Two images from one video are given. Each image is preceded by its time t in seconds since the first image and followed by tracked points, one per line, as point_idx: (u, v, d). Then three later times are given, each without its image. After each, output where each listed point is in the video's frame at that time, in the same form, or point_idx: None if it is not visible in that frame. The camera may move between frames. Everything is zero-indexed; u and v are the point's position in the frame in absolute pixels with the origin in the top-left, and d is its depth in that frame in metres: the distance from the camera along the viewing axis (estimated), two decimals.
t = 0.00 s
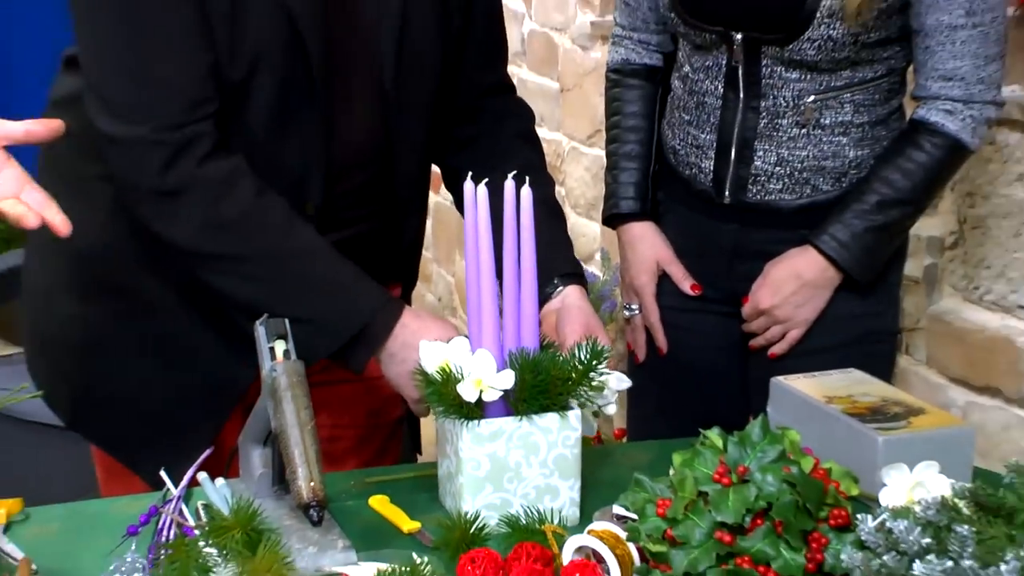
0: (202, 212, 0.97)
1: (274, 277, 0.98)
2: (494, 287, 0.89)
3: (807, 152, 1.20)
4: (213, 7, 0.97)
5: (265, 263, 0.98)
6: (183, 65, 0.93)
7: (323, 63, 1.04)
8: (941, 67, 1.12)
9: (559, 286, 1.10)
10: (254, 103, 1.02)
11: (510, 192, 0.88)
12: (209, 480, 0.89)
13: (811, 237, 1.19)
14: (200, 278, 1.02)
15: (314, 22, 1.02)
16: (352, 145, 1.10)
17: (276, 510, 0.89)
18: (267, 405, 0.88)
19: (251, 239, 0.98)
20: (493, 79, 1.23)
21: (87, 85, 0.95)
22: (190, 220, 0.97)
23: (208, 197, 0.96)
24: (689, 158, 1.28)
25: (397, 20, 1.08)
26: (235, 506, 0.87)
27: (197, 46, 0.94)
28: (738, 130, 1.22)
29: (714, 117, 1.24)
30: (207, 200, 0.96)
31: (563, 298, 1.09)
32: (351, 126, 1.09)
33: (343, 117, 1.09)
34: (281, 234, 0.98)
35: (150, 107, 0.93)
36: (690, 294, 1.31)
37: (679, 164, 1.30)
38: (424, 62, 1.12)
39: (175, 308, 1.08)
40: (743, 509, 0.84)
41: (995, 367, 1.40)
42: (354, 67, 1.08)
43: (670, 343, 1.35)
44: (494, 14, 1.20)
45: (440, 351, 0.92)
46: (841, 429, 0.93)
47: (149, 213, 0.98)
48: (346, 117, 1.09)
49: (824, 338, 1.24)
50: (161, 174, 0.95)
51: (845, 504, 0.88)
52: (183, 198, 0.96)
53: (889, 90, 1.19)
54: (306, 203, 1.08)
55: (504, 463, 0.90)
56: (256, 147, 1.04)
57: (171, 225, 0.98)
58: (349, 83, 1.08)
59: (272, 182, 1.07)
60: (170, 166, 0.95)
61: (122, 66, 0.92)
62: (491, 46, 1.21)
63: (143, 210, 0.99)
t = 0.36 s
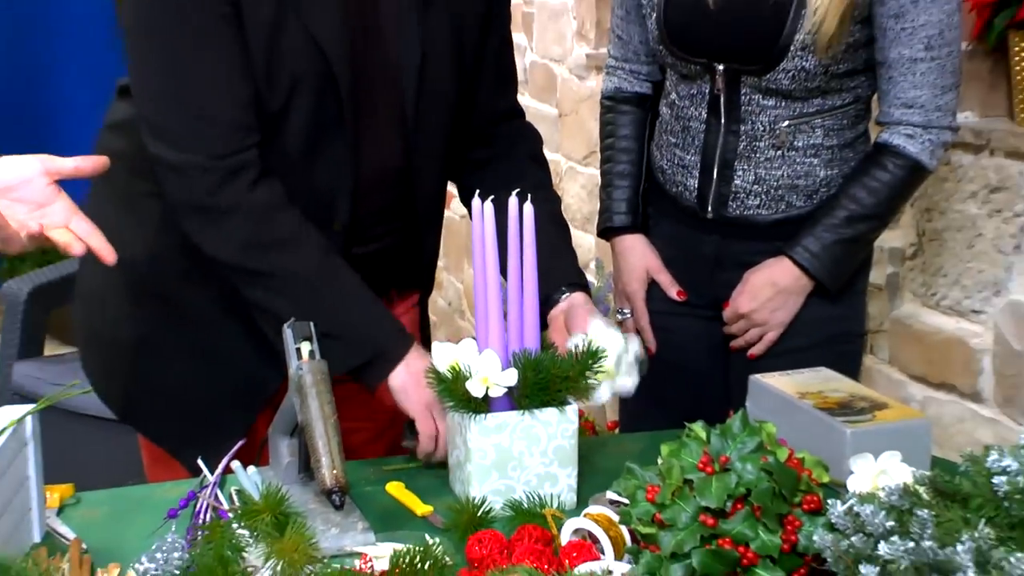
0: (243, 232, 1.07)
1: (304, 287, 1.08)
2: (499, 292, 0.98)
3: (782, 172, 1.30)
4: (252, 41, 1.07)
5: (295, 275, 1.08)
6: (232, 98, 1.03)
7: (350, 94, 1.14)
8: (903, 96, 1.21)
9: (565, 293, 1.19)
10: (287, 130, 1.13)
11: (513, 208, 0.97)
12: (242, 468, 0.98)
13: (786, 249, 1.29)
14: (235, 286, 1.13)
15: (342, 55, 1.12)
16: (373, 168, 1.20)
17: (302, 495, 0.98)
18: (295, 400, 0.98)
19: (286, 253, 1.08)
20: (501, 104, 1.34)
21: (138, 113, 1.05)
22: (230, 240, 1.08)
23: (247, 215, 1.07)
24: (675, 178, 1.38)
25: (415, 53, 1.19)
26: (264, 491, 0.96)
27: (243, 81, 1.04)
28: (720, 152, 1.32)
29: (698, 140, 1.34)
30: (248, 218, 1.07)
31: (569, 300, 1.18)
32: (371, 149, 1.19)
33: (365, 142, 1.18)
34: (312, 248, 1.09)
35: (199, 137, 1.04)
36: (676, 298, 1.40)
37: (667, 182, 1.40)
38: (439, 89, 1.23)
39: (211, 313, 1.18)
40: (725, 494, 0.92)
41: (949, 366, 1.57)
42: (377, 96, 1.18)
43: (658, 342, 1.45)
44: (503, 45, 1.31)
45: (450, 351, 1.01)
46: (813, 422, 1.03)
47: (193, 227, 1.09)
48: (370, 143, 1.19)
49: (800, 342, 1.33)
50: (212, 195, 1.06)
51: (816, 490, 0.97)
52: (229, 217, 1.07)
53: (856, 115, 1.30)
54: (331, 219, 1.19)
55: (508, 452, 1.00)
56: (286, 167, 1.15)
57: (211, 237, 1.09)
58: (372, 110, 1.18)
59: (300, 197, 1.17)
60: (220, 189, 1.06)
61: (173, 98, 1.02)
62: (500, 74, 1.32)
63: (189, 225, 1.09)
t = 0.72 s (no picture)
0: (271, 255, 1.18)
1: (322, 299, 1.18)
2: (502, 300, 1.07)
3: (762, 194, 1.40)
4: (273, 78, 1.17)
5: (319, 287, 1.19)
6: (253, 132, 1.13)
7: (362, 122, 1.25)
8: (870, 125, 1.32)
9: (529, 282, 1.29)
10: (308, 157, 1.24)
11: (515, 227, 1.06)
12: (270, 462, 1.08)
13: (765, 264, 1.39)
14: (258, 298, 1.23)
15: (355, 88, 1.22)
16: (386, 188, 1.31)
17: (324, 487, 1.08)
18: (318, 400, 1.07)
19: (304, 278, 1.20)
20: (500, 125, 1.44)
21: (171, 144, 1.15)
22: (266, 263, 1.19)
23: (271, 233, 1.18)
24: (663, 199, 1.49)
25: (424, 82, 1.30)
26: (291, 483, 1.06)
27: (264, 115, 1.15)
28: (705, 175, 1.42)
29: (685, 164, 1.45)
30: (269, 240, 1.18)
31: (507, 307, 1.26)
32: (380, 169, 1.30)
33: (375, 164, 1.29)
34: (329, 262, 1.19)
35: (228, 165, 1.14)
36: (665, 309, 1.51)
37: (656, 203, 1.51)
38: (444, 114, 1.33)
39: (236, 323, 1.28)
40: (708, 487, 1.02)
41: (911, 370, 1.78)
42: (385, 121, 1.29)
43: (649, 349, 1.55)
44: (500, 70, 1.42)
45: (458, 356, 1.10)
46: (788, 421, 1.13)
47: (216, 247, 1.19)
48: (382, 166, 1.30)
49: (780, 350, 1.44)
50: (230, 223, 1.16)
51: (791, 483, 1.07)
52: (246, 241, 1.18)
53: (828, 142, 1.41)
54: (343, 234, 1.29)
55: (511, 448, 1.09)
56: (306, 191, 1.24)
57: (240, 258, 1.19)
58: (382, 134, 1.29)
59: (316, 219, 1.27)
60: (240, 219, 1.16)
61: (202, 132, 1.12)
62: (499, 98, 1.43)
63: (214, 247, 1.20)
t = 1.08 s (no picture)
0: (267, 257, 1.31)
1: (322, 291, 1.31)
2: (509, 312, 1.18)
3: (748, 217, 1.51)
4: (259, 98, 1.32)
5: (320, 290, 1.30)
6: (228, 143, 1.30)
7: (346, 145, 1.36)
8: (845, 154, 1.44)
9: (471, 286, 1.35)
10: (293, 173, 1.36)
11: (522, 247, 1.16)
12: (297, 461, 1.18)
13: (751, 281, 1.50)
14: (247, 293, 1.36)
15: (338, 109, 1.34)
16: (384, 204, 1.42)
17: (346, 484, 1.18)
18: (341, 404, 1.18)
19: (258, 245, 1.31)
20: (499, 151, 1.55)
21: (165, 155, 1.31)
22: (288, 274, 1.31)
23: (242, 232, 1.31)
24: (657, 221, 1.60)
25: (415, 106, 1.41)
26: (317, 480, 1.16)
27: (242, 127, 1.31)
28: (695, 200, 1.53)
29: (677, 189, 1.55)
30: (271, 245, 1.31)
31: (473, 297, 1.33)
32: (370, 187, 1.40)
33: (366, 181, 1.40)
34: (345, 275, 1.29)
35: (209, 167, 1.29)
36: (658, 321, 1.61)
37: (651, 225, 1.62)
38: (435, 135, 1.44)
39: (262, 333, 1.39)
40: (697, 485, 1.12)
41: (881, 376, 1.89)
42: (376, 142, 1.40)
43: (644, 357, 1.65)
44: (500, 98, 1.53)
45: (469, 365, 1.20)
46: (770, 424, 1.24)
47: (215, 254, 1.32)
48: (370, 183, 1.40)
49: (765, 359, 1.54)
50: (187, 217, 1.31)
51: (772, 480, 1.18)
52: (204, 232, 1.31)
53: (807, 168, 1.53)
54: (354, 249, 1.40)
55: (517, 448, 1.20)
56: (297, 204, 1.37)
57: (206, 250, 1.33)
58: (371, 155, 1.40)
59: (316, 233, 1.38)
60: (196, 209, 1.30)
61: (187, 142, 1.29)
62: (494, 123, 1.53)
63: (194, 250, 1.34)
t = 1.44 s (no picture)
0: (264, 284, 1.41)
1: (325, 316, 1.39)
2: (513, 326, 1.28)
3: (733, 238, 1.63)
4: (271, 131, 1.43)
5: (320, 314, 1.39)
6: (245, 171, 1.41)
7: (351, 179, 1.46)
8: (822, 181, 1.56)
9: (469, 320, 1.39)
10: (304, 201, 1.47)
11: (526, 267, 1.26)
12: (319, 461, 1.28)
13: (736, 298, 1.61)
14: (260, 310, 1.46)
15: (343, 142, 1.44)
16: (394, 228, 1.53)
17: (365, 482, 1.28)
18: (360, 409, 1.28)
19: (258, 273, 1.42)
20: (504, 180, 1.64)
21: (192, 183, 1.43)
22: (303, 295, 1.39)
23: (247, 258, 1.42)
24: (651, 243, 1.71)
25: (417, 137, 1.51)
26: (337, 479, 1.26)
27: (257, 158, 1.43)
28: (685, 223, 1.65)
29: (668, 213, 1.67)
30: (270, 272, 1.41)
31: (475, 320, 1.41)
32: (377, 210, 1.51)
33: (372, 205, 1.51)
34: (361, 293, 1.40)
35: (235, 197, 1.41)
36: (651, 335, 1.73)
37: (645, 246, 1.73)
38: (438, 163, 1.54)
39: (283, 344, 1.50)
40: (686, 484, 1.23)
41: (853, 383, 2.04)
42: (380, 172, 1.51)
43: (638, 366, 1.76)
44: (504, 133, 1.62)
45: (477, 374, 1.30)
46: (753, 429, 1.35)
47: (227, 273, 1.43)
48: (375, 206, 1.51)
49: (750, 371, 1.65)
50: (200, 239, 1.43)
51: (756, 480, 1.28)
52: (214, 255, 1.43)
53: (787, 194, 1.64)
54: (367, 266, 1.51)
55: (521, 450, 1.30)
56: (302, 231, 1.48)
57: (218, 268, 1.44)
58: (373, 181, 1.50)
59: (329, 253, 1.49)
60: (207, 234, 1.42)
61: (207, 171, 1.41)
62: (498, 153, 1.63)
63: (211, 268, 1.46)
